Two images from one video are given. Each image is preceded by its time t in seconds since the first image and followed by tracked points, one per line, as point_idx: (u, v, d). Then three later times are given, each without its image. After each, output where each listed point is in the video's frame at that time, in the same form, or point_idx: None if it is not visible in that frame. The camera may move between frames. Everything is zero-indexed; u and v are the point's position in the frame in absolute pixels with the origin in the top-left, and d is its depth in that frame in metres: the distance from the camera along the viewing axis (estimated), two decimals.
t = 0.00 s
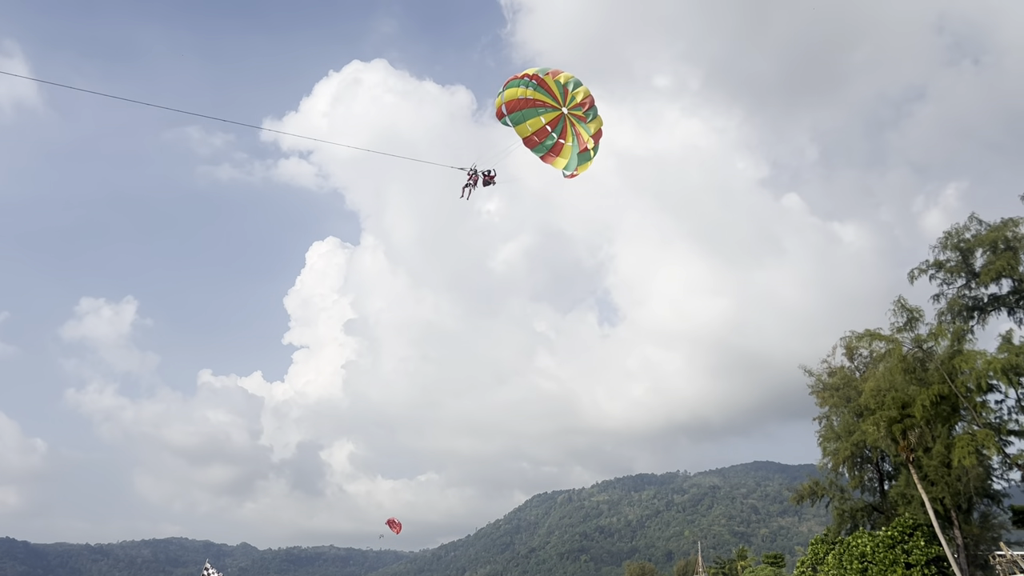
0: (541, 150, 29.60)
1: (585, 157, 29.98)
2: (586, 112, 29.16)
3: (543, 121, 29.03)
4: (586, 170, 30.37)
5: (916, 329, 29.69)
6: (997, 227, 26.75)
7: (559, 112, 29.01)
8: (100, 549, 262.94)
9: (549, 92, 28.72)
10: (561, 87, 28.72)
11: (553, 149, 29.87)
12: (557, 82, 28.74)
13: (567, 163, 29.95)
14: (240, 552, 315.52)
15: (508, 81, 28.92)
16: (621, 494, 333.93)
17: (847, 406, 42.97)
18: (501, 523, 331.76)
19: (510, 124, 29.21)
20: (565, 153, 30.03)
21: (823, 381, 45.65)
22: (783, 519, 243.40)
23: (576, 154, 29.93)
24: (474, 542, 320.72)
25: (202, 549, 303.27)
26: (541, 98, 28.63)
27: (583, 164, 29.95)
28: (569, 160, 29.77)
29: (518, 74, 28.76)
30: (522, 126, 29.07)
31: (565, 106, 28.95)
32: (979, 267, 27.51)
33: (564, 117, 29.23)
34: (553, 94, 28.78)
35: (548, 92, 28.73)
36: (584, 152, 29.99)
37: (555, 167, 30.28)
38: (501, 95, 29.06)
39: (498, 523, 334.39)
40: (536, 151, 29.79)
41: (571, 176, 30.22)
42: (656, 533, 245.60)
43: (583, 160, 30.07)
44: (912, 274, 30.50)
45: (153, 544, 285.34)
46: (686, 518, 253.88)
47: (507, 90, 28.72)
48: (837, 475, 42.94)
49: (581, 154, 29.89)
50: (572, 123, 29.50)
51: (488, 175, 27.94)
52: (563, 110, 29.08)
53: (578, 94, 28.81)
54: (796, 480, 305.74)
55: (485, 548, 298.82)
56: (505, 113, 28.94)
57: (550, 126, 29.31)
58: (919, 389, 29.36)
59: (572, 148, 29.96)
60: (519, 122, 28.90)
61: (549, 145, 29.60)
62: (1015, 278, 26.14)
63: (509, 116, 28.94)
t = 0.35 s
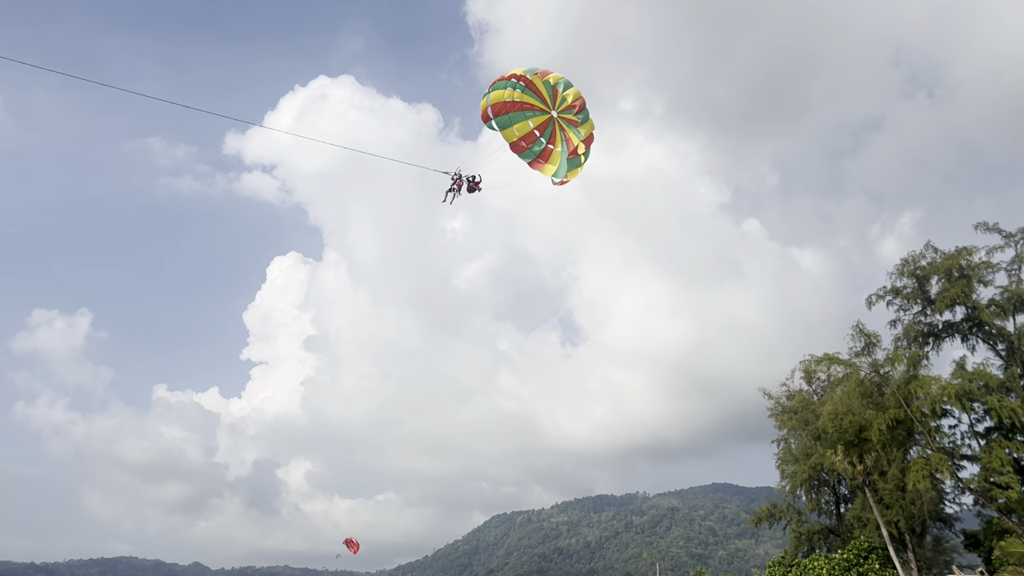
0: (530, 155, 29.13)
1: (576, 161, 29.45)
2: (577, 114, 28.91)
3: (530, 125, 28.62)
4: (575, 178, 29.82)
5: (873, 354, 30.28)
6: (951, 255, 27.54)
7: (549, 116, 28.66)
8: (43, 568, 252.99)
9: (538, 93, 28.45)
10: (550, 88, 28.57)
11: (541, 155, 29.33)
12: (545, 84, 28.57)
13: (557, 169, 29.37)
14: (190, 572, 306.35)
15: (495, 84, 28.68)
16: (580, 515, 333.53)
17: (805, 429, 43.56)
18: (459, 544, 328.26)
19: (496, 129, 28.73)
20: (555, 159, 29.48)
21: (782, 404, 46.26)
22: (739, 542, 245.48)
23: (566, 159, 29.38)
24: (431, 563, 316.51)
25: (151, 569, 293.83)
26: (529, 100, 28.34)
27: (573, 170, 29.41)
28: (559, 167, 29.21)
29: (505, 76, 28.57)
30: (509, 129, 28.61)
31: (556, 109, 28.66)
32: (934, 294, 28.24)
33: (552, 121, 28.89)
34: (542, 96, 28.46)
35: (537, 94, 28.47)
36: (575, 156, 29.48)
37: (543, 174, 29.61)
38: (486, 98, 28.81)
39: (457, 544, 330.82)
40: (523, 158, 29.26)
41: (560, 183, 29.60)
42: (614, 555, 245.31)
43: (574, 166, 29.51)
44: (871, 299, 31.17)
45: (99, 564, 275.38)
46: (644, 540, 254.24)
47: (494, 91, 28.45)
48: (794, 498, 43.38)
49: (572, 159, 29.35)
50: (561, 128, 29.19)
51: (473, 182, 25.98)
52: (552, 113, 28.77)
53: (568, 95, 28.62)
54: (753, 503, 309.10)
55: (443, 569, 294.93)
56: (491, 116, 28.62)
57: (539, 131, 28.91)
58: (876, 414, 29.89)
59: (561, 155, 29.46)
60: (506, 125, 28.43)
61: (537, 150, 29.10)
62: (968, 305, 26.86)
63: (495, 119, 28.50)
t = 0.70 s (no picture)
0: (518, 158, 28.97)
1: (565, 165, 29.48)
2: (569, 115, 28.65)
3: (518, 128, 28.33)
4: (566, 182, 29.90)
5: (830, 376, 30.76)
6: (906, 280, 28.16)
7: (539, 117, 28.51)
8: None
9: (527, 93, 28.22)
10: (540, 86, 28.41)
11: (530, 158, 29.29)
12: (534, 83, 28.41)
13: (547, 173, 29.43)
14: None
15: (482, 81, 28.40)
16: (537, 533, 332.45)
17: (761, 450, 43.99)
18: (414, 562, 324.10)
19: (483, 130, 28.38)
20: (543, 163, 29.46)
21: (740, 425, 46.67)
22: (695, 562, 246.86)
23: (556, 162, 29.40)
24: None
25: None
26: (517, 100, 28.06)
27: (564, 173, 29.55)
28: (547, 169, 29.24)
29: (493, 74, 28.25)
30: (496, 131, 28.29)
31: (545, 110, 28.50)
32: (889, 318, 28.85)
33: (542, 121, 28.73)
34: (531, 96, 28.25)
35: (526, 94, 28.25)
36: (565, 159, 29.51)
37: (531, 178, 29.61)
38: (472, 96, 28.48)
39: (412, 562, 326.53)
40: (511, 161, 29.07)
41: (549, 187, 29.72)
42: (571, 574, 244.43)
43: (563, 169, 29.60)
44: (827, 322, 31.70)
45: None
46: (601, 559, 253.98)
47: (480, 91, 28.13)
48: (750, 518, 43.68)
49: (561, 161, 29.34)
50: (551, 129, 29.08)
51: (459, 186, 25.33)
52: (542, 114, 28.61)
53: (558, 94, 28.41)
54: (709, 523, 311.69)
55: None
56: (477, 117, 28.26)
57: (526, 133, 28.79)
58: (831, 435, 30.27)
59: (550, 158, 29.49)
60: (492, 126, 28.07)
61: (525, 153, 28.99)
62: (922, 329, 27.48)
63: (481, 119, 28.17)
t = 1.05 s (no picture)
0: (506, 157, 29.20)
1: (558, 164, 29.35)
2: (561, 110, 28.32)
3: (504, 125, 28.46)
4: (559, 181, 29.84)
5: (786, 395, 31.18)
6: (862, 301, 28.75)
7: (527, 113, 28.40)
8: None
9: (515, 88, 27.98)
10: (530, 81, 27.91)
11: (519, 157, 29.43)
12: (524, 77, 27.97)
13: (538, 172, 29.46)
14: None
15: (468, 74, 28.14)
16: (494, 549, 330.45)
17: (718, 467, 44.33)
18: None
19: (468, 127, 28.49)
20: (533, 161, 29.54)
21: (697, 442, 47.01)
22: None
23: (547, 159, 29.39)
24: None
25: None
26: (503, 95, 27.91)
27: (557, 171, 29.41)
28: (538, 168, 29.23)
29: (480, 67, 27.91)
30: (482, 128, 28.39)
31: (534, 106, 28.27)
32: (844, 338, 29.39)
33: (530, 117, 28.60)
34: (520, 91, 28.00)
35: (514, 89, 28.03)
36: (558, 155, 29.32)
37: (521, 177, 29.76)
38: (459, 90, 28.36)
39: None
40: (499, 160, 29.29)
41: (541, 186, 29.70)
42: None
43: (556, 168, 29.49)
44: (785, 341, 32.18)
45: None
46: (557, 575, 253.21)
47: (465, 85, 27.98)
48: (707, 535, 43.94)
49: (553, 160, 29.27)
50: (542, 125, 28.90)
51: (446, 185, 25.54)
52: (531, 110, 28.45)
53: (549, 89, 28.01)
54: (665, 540, 313.48)
55: None
56: (463, 113, 28.32)
57: (514, 130, 28.89)
58: (787, 453, 30.61)
59: (541, 155, 29.52)
60: (477, 124, 28.17)
61: (512, 152, 29.16)
62: (876, 349, 28.06)
63: (465, 116, 28.24)
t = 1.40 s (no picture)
0: (498, 153, 29.15)
1: (554, 159, 29.32)
2: (557, 101, 28.43)
3: (493, 120, 28.30)
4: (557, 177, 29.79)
5: (743, 410, 31.53)
6: (818, 319, 29.28)
7: (520, 106, 28.36)
8: None
9: (507, 80, 27.89)
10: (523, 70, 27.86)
11: (511, 154, 29.40)
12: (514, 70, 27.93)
13: (532, 169, 29.33)
14: None
15: (455, 65, 27.85)
16: (450, 561, 327.75)
17: (675, 480, 44.66)
18: None
19: (458, 121, 28.30)
20: (525, 158, 29.52)
21: (654, 455, 47.39)
22: None
23: (541, 155, 29.32)
24: None
25: None
26: (494, 87, 27.68)
27: (554, 166, 29.28)
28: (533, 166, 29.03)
29: (469, 58, 27.64)
30: (472, 123, 28.19)
31: (528, 98, 28.25)
32: (800, 355, 29.88)
33: (523, 110, 28.50)
34: (511, 83, 27.92)
35: (506, 82, 27.92)
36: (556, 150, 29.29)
37: (514, 174, 29.65)
38: (445, 84, 28.08)
39: None
40: (490, 156, 29.22)
41: (536, 184, 29.47)
42: None
43: (552, 164, 29.46)
44: (742, 357, 32.62)
45: None
46: None
47: (453, 77, 27.66)
48: (662, 549, 44.18)
49: (548, 155, 29.20)
50: (534, 118, 28.86)
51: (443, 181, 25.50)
52: (523, 103, 28.38)
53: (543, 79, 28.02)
54: (621, 554, 314.92)
55: None
56: (451, 108, 28.08)
57: (506, 125, 28.74)
58: (742, 468, 30.93)
59: (535, 151, 29.44)
60: (466, 119, 27.96)
61: (504, 148, 29.08)
62: (831, 367, 28.58)
63: (455, 110, 28.00)
